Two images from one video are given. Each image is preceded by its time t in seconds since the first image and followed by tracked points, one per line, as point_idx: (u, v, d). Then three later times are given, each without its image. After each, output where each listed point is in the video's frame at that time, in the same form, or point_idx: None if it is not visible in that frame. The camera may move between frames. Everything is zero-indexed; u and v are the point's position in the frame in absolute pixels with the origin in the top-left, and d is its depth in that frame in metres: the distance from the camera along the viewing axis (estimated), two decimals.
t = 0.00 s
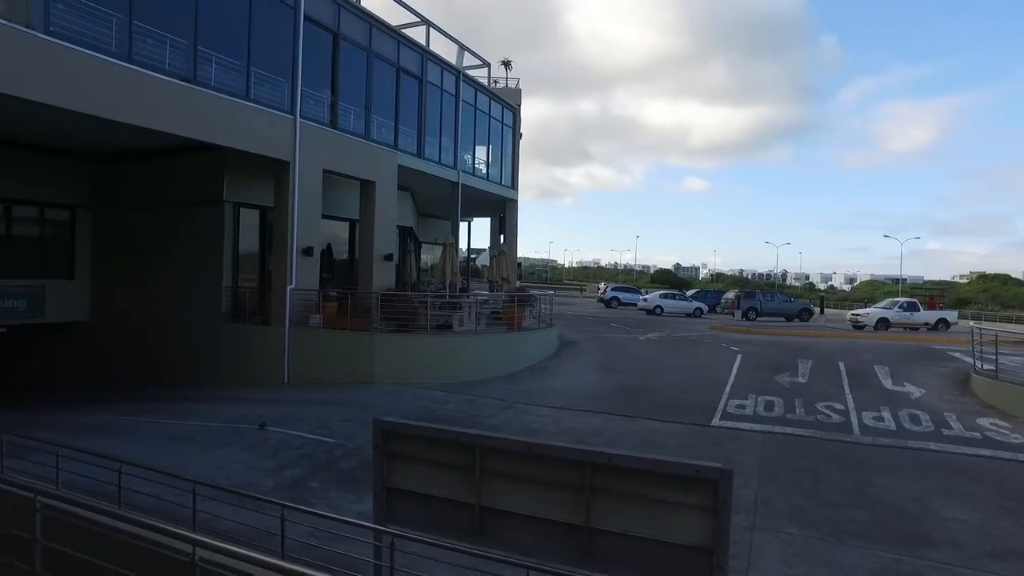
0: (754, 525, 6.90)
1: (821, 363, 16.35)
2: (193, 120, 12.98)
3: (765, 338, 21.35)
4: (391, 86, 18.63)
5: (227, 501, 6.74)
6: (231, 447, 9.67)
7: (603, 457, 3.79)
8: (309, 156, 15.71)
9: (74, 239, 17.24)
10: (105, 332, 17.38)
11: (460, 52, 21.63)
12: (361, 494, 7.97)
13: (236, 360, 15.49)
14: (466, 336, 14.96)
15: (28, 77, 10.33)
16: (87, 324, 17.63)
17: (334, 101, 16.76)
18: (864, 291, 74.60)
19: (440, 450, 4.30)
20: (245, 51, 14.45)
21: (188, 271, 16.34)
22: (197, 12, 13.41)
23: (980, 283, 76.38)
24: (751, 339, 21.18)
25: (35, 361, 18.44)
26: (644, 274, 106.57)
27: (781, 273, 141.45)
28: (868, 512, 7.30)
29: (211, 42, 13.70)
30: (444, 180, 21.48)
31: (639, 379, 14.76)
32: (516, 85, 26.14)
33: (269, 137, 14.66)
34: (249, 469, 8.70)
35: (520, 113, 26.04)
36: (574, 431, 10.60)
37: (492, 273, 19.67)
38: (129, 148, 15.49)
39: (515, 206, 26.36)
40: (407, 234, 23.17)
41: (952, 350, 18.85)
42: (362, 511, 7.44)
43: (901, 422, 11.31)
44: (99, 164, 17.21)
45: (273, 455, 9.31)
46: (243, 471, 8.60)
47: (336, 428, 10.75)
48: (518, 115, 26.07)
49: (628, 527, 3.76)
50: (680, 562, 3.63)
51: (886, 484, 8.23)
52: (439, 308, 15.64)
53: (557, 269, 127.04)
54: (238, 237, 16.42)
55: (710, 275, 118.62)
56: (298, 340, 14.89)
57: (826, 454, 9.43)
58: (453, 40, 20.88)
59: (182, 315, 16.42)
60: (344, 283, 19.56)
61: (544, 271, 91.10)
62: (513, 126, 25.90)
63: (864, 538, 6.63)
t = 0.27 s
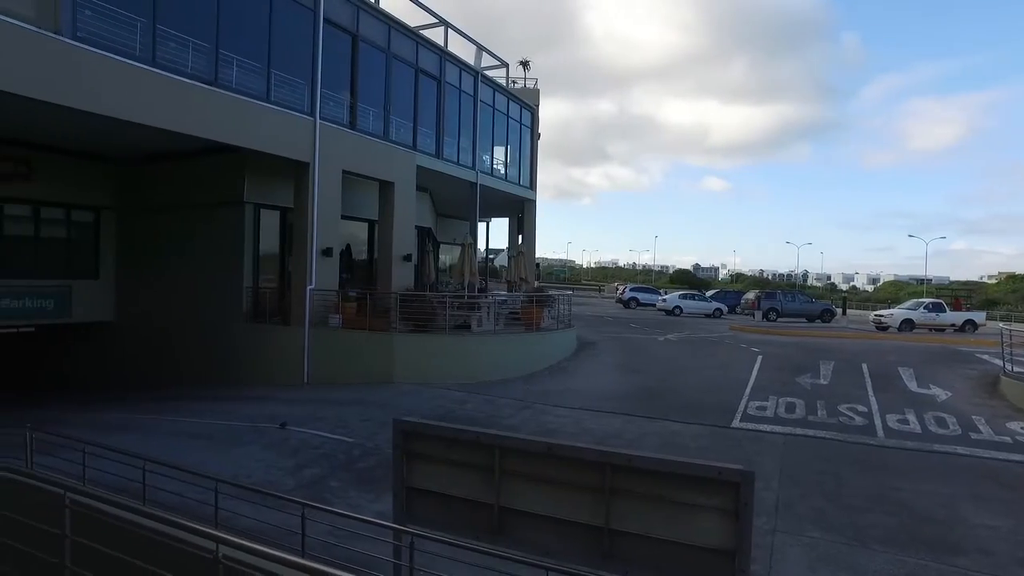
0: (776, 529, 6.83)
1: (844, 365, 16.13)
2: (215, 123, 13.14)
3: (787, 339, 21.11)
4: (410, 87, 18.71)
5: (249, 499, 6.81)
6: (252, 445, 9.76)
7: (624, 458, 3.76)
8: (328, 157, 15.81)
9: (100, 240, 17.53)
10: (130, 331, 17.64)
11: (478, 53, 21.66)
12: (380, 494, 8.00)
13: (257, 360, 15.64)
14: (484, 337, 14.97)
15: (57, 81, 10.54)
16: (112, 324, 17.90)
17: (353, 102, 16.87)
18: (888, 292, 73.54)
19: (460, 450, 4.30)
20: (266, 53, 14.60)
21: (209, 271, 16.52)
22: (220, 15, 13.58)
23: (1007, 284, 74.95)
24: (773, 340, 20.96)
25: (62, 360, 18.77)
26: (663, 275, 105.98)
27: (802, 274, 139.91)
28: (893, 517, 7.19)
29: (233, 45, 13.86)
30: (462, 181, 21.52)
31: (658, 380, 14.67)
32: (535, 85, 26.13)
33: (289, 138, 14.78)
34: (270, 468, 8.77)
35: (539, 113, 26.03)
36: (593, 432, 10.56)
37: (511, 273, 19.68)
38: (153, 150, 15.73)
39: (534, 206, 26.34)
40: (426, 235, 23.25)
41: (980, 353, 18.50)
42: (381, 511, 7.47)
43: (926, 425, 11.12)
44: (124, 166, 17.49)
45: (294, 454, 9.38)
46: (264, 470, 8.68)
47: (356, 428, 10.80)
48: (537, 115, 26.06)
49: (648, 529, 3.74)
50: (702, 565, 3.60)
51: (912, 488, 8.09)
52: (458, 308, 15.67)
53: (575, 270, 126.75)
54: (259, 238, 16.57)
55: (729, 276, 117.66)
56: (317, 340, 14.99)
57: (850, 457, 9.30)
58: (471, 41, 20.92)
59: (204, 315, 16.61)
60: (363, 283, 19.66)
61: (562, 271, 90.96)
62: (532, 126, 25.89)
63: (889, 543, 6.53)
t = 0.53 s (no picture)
0: (800, 533, 6.74)
1: (869, 366, 15.90)
2: (237, 125, 13.28)
3: (810, 341, 20.86)
4: (429, 88, 18.78)
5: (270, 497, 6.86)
6: (274, 444, 9.84)
7: (645, 459, 3.73)
8: (349, 159, 15.92)
9: (125, 241, 17.80)
10: (154, 331, 17.88)
11: (497, 53, 21.69)
12: (401, 494, 8.03)
13: (278, 359, 15.78)
14: (504, 337, 14.97)
15: (85, 86, 10.74)
16: (137, 324, 18.16)
17: (373, 104, 16.97)
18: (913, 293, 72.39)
19: (481, 449, 4.30)
20: (287, 56, 14.73)
21: (232, 270, 16.70)
22: (242, 19, 13.73)
23: None
24: (796, 342, 20.73)
25: (88, 359, 19.07)
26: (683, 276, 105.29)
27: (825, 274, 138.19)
28: (921, 522, 7.06)
29: (255, 48, 14.01)
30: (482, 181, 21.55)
31: (679, 381, 14.56)
32: (554, 86, 26.10)
33: (310, 140, 14.89)
34: (291, 467, 8.84)
35: (558, 113, 26.00)
36: (614, 433, 10.51)
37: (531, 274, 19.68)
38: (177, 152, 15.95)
39: (553, 207, 26.31)
40: (445, 236, 23.32)
41: (1009, 355, 18.12)
42: (402, 510, 7.49)
43: (954, 428, 10.91)
44: (149, 168, 17.75)
45: (315, 453, 9.45)
46: (286, 469, 8.75)
47: (376, 428, 10.85)
48: (556, 115, 26.02)
49: (670, 532, 3.70)
50: (725, 568, 3.56)
51: (940, 493, 7.95)
52: (477, 309, 15.69)
53: (594, 270, 126.36)
54: (280, 238, 16.72)
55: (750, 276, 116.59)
56: (338, 340, 15.09)
57: (875, 460, 9.15)
58: (490, 42, 20.97)
59: (227, 315, 16.79)
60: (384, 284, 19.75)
61: (582, 272, 90.77)
62: (551, 127, 25.87)
63: (917, 549, 6.41)
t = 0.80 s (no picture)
0: (822, 536, 6.66)
1: (893, 368, 15.66)
2: (259, 127, 13.42)
3: (833, 342, 20.60)
4: (448, 89, 18.85)
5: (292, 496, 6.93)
6: (295, 444, 9.93)
7: (666, 460, 3.70)
8: (369, 160, 16.01)
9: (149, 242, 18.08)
10: (177, 331, 18.12)
11: (516, 54, 21.71)
12: (420, 493, 8.06)
13: (299, 358, 15.92)
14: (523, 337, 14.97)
15: (111, 90, 10.93)
16: (161, 324, 18.42)
17: (392, 105, 17.06)
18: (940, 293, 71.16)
19: (501, 450, 4.30)
20: (308, 58, 14.86)
21: (254, 270, 16.88)
22: (264, 22, 13.87)
23: None
24: (818, 343, 20.48)
25: (114, 359, 19.38)
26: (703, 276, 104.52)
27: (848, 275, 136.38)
28: (947, 527, 6.94)
29: (276, 51, 14.14)
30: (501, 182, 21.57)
31: (700, 382, 14.46)
32: (573, 86, 26.07)
33: (330, 141, 15.01)
34: (312, 466, 8.92)
35: (577, 113, 25.94)
36: (633, 434, 10.47)
37: (550, 274, 19.67)
38: (200, 154, 16.17)
39: (572, 207, 26.26)
40: (464, 236, 23.37)
41: None
42: (421, 510, 7.52)
43: (983, 432, 10.70)
44: (173, 170, 18.01)
45: (335, 453, 9.52)
46: (306, 467, 8.83)
47: (396, 427, 10.90)
48: (575, 115, 25.97)
49: (691, 533, 3.67)
50: (746, 571, 3.52)
51: (967, 498, 7.81)
52: (497, 309, 15.71)
53: (613, 271, 125.90)
54: (301, 239, 16.87)
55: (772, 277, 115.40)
56: (358, 340, 15.20)
57: (900, 464, 9.01)
58: (509, 42, 21.00)
59: (248, 315, 16.97)
60: (403, 284, 19.85)
61: (600, 272, 90.48)
62: (570, 127, 25.83)
63: (944, 555, 6.30)
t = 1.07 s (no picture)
0: (846, 540, 6.57)
1: (918, 370, 15.41)
2: (279, 129, 13.53)
3: (855, 343, 20.33)
4: (466, 89, 18.88)
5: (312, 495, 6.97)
6: (315, 443, 10.00)
7: (686, 461, 3.67)
8: (387, 160, 16.09)
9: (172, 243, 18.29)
10: (199, 331, 18.33)
11: (534, 54, 21.69)
12: (439, 493, 8.08)
13: (319, 358, 16.04)
14: (542, 338, 14.95)
15: (134, 94, 11.09)
16: (183, 324, 18.64)
17: (411, 106, 17.12)
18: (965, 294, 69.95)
19: (520, 450, 4.29)
20: (327, 60, 14.96)
21: (274, 270, 17.02)
22: (284, 24, 13.97)
23: None
24: (840, 344, 20.22)
25: (137, 358, 19.64)
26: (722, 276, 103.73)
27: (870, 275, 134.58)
28: (975, 533, 6.82)
29: (296, 53, 14.25)
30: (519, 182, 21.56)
31: (719, 383, 14.34)
32: (591, 85, 26.00)
33: (349, 142, 15.09)
34: (331, 465, 8.97)
35: (595, 113, 25.87)
36: (652, 435, 10.41)
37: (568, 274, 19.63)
38: (222, 156, 16.36)
39: (591, 207, 26.18)
40: (482, 237, 23.40)
41: None
42: (440, 510, 7.53)
43: (1011, 436, 10.49)
44: (195, 172, 18.21)
45: (354, 452, 9.57)
46: (326, 466, 8.89)
47: (414, 427, 10.93)
48: (594, 115, 25.90)
49: (712, 535, 3.63)
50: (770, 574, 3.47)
51: (995, 503, 7.66)
52: (515, 310, 15.71)
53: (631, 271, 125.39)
54: (320, 239, 16.98)
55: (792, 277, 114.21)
56: (377, 340, 15.27)
57: (926, 467, 8.87)
58: (527, 42, 20.99)
59: (268, 315, 17.12)
60: (422, 284, 19.91)
61: (618, 273, 90.14)
62: (588, 127, 25.76)
63: (972, 561, 6.19)
